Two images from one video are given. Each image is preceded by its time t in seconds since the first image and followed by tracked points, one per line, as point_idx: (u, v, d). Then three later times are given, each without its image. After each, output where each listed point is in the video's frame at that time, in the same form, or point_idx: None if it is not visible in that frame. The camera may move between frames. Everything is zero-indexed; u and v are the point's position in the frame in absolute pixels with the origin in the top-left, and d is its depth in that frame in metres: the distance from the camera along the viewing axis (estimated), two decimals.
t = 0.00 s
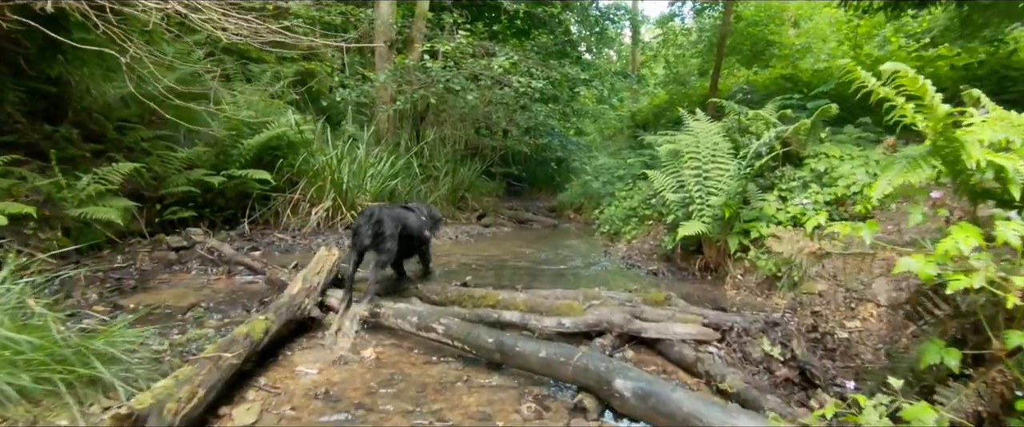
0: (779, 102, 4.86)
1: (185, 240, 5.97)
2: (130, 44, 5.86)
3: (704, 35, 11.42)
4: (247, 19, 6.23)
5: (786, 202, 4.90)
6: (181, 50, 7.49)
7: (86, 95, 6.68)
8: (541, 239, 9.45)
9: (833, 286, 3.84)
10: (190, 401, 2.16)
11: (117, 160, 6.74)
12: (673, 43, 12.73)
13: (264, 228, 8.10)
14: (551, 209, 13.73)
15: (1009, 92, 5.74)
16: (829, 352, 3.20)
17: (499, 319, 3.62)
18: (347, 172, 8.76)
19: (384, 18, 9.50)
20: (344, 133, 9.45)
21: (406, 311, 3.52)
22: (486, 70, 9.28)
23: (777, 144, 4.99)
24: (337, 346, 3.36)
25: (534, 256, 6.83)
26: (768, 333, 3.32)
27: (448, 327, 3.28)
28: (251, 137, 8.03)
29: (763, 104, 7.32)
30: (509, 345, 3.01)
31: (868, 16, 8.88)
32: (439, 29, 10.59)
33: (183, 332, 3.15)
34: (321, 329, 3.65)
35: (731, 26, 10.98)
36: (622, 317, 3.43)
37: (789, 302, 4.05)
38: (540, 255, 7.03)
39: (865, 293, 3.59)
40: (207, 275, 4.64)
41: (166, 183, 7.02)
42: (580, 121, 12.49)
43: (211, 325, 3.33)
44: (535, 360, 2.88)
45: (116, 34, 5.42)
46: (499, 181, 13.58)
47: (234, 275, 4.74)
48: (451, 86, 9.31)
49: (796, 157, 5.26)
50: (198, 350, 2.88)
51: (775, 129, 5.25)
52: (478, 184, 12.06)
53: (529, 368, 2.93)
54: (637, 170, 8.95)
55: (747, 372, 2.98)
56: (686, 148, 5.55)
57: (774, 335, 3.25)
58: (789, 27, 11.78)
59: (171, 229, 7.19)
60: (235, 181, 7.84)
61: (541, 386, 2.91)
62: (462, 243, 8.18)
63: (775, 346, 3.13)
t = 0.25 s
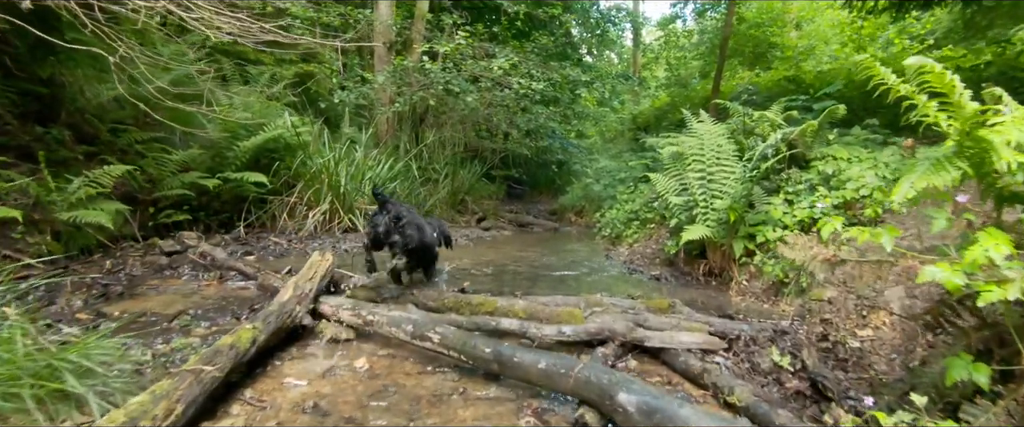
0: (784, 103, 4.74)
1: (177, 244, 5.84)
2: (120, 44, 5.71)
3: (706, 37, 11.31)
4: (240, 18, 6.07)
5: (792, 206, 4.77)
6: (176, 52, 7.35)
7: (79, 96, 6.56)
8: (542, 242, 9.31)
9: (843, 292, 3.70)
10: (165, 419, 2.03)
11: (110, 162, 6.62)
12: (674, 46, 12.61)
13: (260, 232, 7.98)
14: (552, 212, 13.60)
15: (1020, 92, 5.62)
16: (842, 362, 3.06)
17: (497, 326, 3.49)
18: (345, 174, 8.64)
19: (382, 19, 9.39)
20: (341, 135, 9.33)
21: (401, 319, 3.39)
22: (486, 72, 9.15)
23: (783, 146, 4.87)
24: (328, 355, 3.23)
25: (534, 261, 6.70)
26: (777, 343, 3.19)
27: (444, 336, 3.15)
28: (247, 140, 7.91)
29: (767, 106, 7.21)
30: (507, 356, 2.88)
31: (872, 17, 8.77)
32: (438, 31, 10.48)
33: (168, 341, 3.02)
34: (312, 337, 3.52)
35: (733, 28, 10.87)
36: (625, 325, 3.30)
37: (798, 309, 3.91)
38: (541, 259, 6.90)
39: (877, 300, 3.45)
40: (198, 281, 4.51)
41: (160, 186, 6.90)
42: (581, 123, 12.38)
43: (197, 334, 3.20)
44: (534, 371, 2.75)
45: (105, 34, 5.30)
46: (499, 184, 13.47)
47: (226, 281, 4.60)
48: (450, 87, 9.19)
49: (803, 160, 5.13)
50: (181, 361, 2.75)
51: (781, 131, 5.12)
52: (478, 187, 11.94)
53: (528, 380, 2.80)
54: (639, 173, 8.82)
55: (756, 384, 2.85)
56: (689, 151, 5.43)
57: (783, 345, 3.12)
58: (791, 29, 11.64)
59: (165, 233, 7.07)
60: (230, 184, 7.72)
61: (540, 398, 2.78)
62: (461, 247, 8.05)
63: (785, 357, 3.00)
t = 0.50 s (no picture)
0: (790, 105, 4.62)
1: (170, 249, 5.72)
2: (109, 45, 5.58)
3: (708, 39, 11.21)
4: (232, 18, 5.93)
5: (798, 210, 4.65)
6: (170, 55, 7.22)
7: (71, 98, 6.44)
8: (543, 246, 9.19)
9: (853, 301, 3.57)
10: None
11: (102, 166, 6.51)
12: (676, 48, 12.51)
13: (256, 236, 7.86)
14: (553, 216, 13.48)
15: None
16: (853, 374, 2.93)
17: (494, 336, 3.37)
18: (343, 178, 8.53)
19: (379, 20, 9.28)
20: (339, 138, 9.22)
21: (394, 329, 3.27)
22: (485, 74, 9.04)
23: (789, 148, 4.74)
24: (318, 367, 3.10)
25: (534, 266, 6.58)
26: (786, 353, 3.06)
27: (439, 347, 3.03)
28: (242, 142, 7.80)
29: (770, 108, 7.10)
30: (504, 368, 2.76)
31: (876, 18, 8.66)
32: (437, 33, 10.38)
33: (151, 353, 2.89)
34: (303, 348, 3.39)
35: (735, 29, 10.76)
36: (627, 335, 3.17)
37: (805, 318, 3.78)
38: (541, 264, 6.77)
39: (889, 309, 3.32)
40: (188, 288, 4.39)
41: (154, 189, 6.79)
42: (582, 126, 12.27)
43: (182, 345, 3.07)
44: (532, 385, 2.63)
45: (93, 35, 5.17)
46: (500, 187, 13.35)
47: (216, 288, 4.48)
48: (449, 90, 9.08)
49: (809, 163, 5.00)
50: (162, 375, 2.63)
51: (787, 133, 5.00)
52: (478, 190, 11.82)
53: (526, 394, 2.68)
54: (641, 176, 8.70)
55: (765, 398, 2.72)
56: (692, 154, 5.30)
57: (791, 356, 3.00)
58: (793, 31, 11.53)
59: (159, 238, 6.95)
60: (226, 188, 7.60)
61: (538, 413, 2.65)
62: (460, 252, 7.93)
63: (795, 369, 2.87)
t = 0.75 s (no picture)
0: (796, 108, 4.50)
1: (163, 255, 5.61)
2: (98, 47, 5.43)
3: (709, 42, 11.12)
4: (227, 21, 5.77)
5: (804, 216, 4.53)
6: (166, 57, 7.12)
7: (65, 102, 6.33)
8: (543, 251, 9.07)
9: (862, 310, 3.45)
10: None
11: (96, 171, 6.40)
12: (677, 51, 12.41)
13: (252, 242, 7.75)
14: (554, 220, 13.37)
15: None
16: (865, 388, 2.81)
17: (491, 347, 3.25)
18: (340, 182, 8.42)
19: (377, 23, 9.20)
20: (337, 142, 9.12)
21: (388, 340, 3.15)
22: (485, 78, 8.94)
23: (794, 153, 4.63)
24: (309, 380, 2.99)
25: (534, 272, 6.46)
26: (795, 366, 2.95)
27: (433, 359, 2.90)
28: (238, 147, 7.69)
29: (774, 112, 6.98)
30: (501, 383, 2.64)
31: (878, 21, 8.56)
32: (437, 36, 10.29)
33: (135, 367, 2.78)
34: (294, 360, 3.28)
35: (737, 32, 10.66)
36: (628, 346, 3.05)
37: (813, 328, 3.66)
38: (542, 270, 6.66)
39: (900, 319, 3.21)
40: (179, 297, 4.27)
41: (148, 194, 6.68)
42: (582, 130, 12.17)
43: (167, 357, 2.95)
44: (529, 400, 2.51)
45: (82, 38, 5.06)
46: (500, 191, 13.24)
47: (208, 296, 4.36)
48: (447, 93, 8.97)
49: (815, 167, 4.89)
50: (144, 390, 2.51)
51: (793, 137, 4.88)
52: (477, 194, 11.70)
53: (523, 410, 2.56)
54: (642, 181, 8.59)
55: (773, 414, 2.60)
56: (695, 158, 5.19)
57: (800, 369, 2.88)
58: (795, 34, 11.43)
59: (153, 243, 6.84)
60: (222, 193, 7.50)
61: None
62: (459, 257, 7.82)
63: (805, 384, 2.76)
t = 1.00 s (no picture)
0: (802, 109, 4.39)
1: (156, 260, 5.51)
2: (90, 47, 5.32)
3: (710, 45, 11.04)
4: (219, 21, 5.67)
5: (810, 220, 4.43)
6: (162, 59, 7.03)
7: (59, 105, 6.22)
8: (544, 255, 8.97)
9: (872, 318, 3.34)
10: None
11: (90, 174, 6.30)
12: (678, 53, 12.32)
13: (249, 245, 7.65)
14: (554, 223, 13.27)
15: None
16: (878, 400, 2.70)
17: (489, 356, 3.15)
18: (338, 185, 8.32)
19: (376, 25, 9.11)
20: (335, 145, 9.02)
21: (382, 349, 3.04)
22: (485, 80, 8.85)
23: (801, 155, 4.52)
24: (299, 391, 2.88)
25: (534, 277, 6.35)
26: (804, 377, 2.84)
27: (428, 370, 2.80)
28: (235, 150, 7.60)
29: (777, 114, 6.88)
30: (498, 394, 2.53)
31: (881, 23, 8.48)
32: (436, 38, 10.21)
33: (118, 378, 2.67)
34: (285, 369, 3.17)
35: (739, 34, 10.56)
36: (631, 355, 2.94)
37: (821, 335, 3.55)
38: (542, 275, 6.55)
39: (913, 328, 3.10)
40: (169, 303, 4.17)
41: (143, 198, 6.59)
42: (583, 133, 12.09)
43: (152, 368, 2.84)
44: (527, 413, 2.41)
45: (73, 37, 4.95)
46: (500, 194, 13.14)
47: (199, 302, 4.25)
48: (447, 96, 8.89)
49: (821, 170, 4.78)
50: (125, 403, 2.40)
51: (799, 139, 4.78)
52: (477, 197, 11.61)
53: (521, 424, 2.45)
54: (644, 184, 8.49)
55: None
56: (698, 161, 5.08)
57: (810, 380, 2.77)
58: (797, 37, 11.35)
59: (147, 248, 6.74)
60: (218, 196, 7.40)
61: None
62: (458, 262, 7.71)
63: (816, 396, 2.65)
